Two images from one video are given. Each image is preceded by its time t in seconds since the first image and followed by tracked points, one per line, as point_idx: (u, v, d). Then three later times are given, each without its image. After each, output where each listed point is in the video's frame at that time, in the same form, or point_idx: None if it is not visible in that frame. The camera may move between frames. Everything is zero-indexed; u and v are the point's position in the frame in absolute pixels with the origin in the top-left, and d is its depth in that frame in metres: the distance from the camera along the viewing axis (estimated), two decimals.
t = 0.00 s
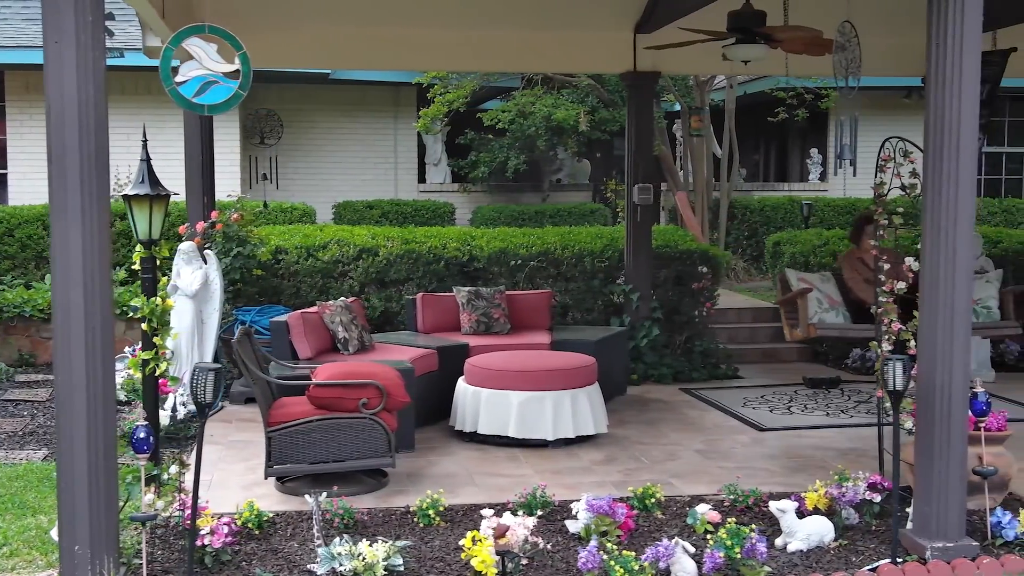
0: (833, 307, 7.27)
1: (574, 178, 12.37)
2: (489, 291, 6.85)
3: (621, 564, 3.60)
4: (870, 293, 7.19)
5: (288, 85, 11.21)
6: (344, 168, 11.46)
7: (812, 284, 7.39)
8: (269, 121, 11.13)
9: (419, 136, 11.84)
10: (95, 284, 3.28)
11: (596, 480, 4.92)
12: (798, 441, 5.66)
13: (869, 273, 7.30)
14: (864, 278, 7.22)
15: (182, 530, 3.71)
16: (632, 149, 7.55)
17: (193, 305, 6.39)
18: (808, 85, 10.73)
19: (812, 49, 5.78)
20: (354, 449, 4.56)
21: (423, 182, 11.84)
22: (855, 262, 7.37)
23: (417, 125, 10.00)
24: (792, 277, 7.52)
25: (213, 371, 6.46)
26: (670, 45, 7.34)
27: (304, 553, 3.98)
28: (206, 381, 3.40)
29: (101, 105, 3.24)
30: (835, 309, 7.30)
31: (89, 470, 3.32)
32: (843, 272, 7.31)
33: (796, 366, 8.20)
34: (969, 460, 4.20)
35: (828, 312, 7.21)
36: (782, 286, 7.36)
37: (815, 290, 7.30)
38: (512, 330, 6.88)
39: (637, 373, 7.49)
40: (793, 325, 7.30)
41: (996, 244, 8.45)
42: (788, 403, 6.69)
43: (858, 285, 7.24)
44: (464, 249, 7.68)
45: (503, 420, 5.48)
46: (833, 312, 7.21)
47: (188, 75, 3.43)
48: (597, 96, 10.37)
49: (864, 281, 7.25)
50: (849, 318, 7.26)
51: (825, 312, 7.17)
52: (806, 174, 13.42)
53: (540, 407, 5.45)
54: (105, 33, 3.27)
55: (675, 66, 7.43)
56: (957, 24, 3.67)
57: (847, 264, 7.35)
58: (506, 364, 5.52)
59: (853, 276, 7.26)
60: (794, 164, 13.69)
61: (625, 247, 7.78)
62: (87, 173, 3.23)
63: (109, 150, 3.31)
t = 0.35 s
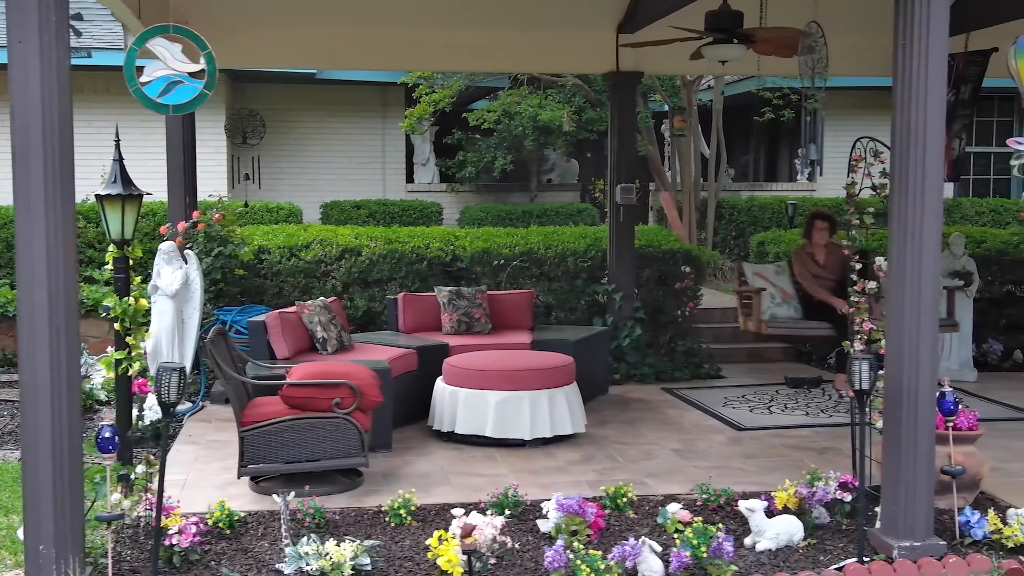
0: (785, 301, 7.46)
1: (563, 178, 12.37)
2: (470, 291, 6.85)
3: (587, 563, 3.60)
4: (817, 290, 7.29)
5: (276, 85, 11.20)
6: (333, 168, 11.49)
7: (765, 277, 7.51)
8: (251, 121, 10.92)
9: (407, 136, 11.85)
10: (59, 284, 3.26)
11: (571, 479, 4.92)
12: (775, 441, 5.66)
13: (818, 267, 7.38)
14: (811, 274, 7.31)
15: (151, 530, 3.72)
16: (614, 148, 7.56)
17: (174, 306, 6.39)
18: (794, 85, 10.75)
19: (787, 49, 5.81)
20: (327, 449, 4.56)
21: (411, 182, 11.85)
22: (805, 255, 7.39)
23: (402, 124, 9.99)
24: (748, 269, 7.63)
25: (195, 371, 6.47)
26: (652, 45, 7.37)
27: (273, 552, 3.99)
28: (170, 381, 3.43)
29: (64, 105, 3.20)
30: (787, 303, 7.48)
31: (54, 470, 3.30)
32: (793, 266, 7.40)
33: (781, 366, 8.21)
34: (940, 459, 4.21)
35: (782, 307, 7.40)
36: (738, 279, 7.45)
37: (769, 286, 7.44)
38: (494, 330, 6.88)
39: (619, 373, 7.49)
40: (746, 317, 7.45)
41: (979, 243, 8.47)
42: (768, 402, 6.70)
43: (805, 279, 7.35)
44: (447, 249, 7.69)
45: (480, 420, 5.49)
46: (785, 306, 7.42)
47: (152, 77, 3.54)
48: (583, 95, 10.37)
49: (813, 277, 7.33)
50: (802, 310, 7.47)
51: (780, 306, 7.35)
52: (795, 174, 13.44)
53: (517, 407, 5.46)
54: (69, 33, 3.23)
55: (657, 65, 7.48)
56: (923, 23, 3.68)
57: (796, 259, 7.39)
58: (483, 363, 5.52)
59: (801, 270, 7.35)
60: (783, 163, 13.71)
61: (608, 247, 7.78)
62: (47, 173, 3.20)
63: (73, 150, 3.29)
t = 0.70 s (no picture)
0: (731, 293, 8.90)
1: (549, 178, 12.39)
2: (448, 290, 6.85)
3: (548, 562, 3.60)
4: (778, 278, 7.26)
5: (262, 85, 11.17)
6: (318, 168, 11.50)
7: (725, 268, 7.90)
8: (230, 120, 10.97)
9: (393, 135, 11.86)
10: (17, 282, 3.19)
11: (541, 479, 4.92)
12: (748, 440, 5.67)
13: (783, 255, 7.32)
14: (774, 262, 7.27)
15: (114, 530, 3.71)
16: (595, 148, 7.57)
17: (151, 305, 6.40)
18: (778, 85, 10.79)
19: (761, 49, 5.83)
20: (296, 448, 4.56)
21: (397, 182, 11.85)
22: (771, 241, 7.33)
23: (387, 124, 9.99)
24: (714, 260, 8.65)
25: (172, 371, 6.47)
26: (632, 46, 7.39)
27: (238, 552, 3.98)
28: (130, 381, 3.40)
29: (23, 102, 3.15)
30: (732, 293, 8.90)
31: (13, 470, 3.22)
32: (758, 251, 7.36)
33: (762, 366, 8.22)
34: (906, 458, 4.21)
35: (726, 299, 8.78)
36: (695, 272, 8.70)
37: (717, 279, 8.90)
38: (472, 330, 6.89)
39: (599, 372, 7.49)
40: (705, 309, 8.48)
41: (959, 244, 8.50)
42: (745, 402, 6.71)
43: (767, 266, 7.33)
44: (427, 249, 7.69)
45: (453, 420, 5.49)
46: (740, 296, 7.82)
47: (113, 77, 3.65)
48: (568, 96, 10.37)
49: (776, 266, 7.29)
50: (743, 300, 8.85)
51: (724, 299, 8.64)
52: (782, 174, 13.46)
53: (490, 406, 5.46)
54: (29, 31, 3.19)
55: (638, 66, 7.51)
56: (884, 22, 3.69)
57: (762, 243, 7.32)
58: (456, 363, 5.52)
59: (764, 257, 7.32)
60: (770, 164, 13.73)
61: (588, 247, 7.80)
62: (7, 175, 3.14)
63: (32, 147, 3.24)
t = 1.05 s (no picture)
0: (711, 287, 8.62)
1: (534, 177, 12.41)
2: (423, 289, 6.86)
3: (502, 560, 3.60)
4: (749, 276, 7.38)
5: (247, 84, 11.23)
6: (303, 169, 11.60)
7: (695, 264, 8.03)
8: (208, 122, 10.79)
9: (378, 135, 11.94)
10: None
11: (506, 478, 4.93)
12: (718, 439, 5.67)
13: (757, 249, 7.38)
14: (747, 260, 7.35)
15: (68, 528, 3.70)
16: (571, 147, 7.57)
17: (125, 305, 6.40)
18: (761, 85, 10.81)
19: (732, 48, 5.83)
20: (259, 447, 4.56)
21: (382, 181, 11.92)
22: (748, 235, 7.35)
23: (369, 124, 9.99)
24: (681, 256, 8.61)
25: (145, 371, 6.47)
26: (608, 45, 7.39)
27: (196, 550, 3.98)
28: (81, 379, 3.40)
29: None
30: (713, 288, 8.64)
31: None
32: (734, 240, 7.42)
33: (740, 365, 8.22)
34: (865, 457, 4.22)
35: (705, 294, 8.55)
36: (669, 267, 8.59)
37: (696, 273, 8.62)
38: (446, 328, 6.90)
39: (575, 371, 7.49)
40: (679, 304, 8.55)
41: (937, 243, 8.49)
42: (719, 401, 6.71)
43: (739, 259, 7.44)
44: (405, 248, 7.68)
45: (422, 419, 5.49)
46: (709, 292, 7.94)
47: (65, 78, 4.30)
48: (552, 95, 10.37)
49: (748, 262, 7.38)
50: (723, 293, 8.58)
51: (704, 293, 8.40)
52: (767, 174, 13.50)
53: (459, 405, 5.47)
54: None
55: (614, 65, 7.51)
56: (838, 22, 3.69)
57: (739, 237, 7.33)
58: (426, 362, 5.52)
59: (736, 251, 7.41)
60: (756, 164, 13.76)
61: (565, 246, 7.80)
62: None
63: None
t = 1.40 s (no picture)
0: (696, 297, 7.89)
1: (516, 178, 12.42)
2: (394, 289, 6.86)
3: (449, 560, 3.60)
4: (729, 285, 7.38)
5: (226, 84, 11.33)
6: (283, 170, 11.70)
7: (678, 274, 7.95)
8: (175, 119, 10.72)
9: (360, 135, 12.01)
10: None
11: (466, 478, 4.93)
12: (683, 439, 5.68)
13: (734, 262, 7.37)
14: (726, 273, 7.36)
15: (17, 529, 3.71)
16: (545, 147, 7.57)
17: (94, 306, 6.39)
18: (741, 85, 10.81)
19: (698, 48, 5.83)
20: (216, 447, 4.57)
21: (364, 181, 12.03)
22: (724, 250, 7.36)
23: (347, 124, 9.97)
24: (661, 266, 7.98)
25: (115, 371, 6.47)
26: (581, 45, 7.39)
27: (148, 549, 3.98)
28: (24, 380, 3.42)
29: None
30: (698, 298, 7.90)
31: None
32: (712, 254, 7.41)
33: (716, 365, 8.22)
34: (818, 456, 4.23)
35: (688, 304, 7.83)
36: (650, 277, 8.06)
37: (679, 282, 7.91)
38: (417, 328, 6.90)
39: (548, 371, 7.50)
40: (661, 313, 7.94)
41: (912, 243, 8.52)
42: (689, 401, 6.72)
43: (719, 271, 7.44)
44: (378, 248, 7.68)
45: (386, 419, 5.49)
46: (694, 303, 7.85)
47: (11, 77, 4.77)
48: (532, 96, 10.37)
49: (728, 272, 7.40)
50: (710, 306, 7.88)
51: (684, 302, 7.82)
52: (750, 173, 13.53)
53: (423, 404, 5.47)
54: None
55: (587, 65, 7.51)
56: (786, 23, 3.70)
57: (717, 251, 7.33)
58: (391, 362, 5.51)
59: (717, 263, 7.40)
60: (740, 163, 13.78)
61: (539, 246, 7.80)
62: None
63: None
